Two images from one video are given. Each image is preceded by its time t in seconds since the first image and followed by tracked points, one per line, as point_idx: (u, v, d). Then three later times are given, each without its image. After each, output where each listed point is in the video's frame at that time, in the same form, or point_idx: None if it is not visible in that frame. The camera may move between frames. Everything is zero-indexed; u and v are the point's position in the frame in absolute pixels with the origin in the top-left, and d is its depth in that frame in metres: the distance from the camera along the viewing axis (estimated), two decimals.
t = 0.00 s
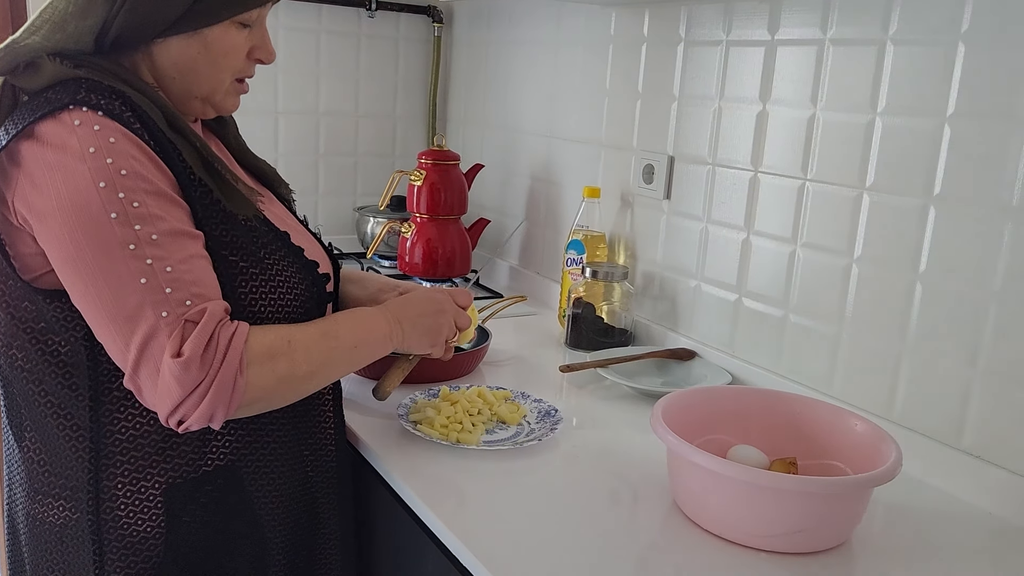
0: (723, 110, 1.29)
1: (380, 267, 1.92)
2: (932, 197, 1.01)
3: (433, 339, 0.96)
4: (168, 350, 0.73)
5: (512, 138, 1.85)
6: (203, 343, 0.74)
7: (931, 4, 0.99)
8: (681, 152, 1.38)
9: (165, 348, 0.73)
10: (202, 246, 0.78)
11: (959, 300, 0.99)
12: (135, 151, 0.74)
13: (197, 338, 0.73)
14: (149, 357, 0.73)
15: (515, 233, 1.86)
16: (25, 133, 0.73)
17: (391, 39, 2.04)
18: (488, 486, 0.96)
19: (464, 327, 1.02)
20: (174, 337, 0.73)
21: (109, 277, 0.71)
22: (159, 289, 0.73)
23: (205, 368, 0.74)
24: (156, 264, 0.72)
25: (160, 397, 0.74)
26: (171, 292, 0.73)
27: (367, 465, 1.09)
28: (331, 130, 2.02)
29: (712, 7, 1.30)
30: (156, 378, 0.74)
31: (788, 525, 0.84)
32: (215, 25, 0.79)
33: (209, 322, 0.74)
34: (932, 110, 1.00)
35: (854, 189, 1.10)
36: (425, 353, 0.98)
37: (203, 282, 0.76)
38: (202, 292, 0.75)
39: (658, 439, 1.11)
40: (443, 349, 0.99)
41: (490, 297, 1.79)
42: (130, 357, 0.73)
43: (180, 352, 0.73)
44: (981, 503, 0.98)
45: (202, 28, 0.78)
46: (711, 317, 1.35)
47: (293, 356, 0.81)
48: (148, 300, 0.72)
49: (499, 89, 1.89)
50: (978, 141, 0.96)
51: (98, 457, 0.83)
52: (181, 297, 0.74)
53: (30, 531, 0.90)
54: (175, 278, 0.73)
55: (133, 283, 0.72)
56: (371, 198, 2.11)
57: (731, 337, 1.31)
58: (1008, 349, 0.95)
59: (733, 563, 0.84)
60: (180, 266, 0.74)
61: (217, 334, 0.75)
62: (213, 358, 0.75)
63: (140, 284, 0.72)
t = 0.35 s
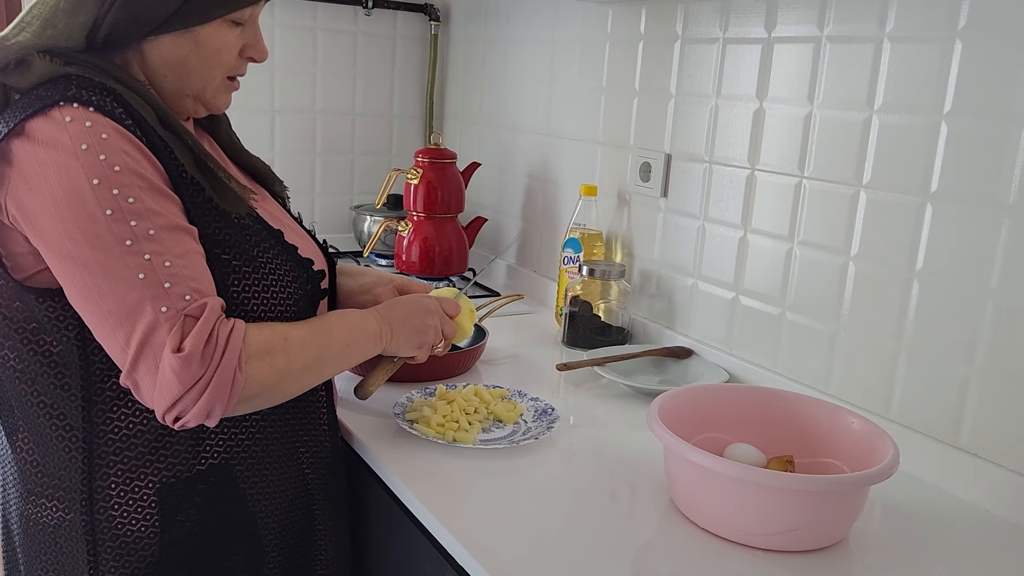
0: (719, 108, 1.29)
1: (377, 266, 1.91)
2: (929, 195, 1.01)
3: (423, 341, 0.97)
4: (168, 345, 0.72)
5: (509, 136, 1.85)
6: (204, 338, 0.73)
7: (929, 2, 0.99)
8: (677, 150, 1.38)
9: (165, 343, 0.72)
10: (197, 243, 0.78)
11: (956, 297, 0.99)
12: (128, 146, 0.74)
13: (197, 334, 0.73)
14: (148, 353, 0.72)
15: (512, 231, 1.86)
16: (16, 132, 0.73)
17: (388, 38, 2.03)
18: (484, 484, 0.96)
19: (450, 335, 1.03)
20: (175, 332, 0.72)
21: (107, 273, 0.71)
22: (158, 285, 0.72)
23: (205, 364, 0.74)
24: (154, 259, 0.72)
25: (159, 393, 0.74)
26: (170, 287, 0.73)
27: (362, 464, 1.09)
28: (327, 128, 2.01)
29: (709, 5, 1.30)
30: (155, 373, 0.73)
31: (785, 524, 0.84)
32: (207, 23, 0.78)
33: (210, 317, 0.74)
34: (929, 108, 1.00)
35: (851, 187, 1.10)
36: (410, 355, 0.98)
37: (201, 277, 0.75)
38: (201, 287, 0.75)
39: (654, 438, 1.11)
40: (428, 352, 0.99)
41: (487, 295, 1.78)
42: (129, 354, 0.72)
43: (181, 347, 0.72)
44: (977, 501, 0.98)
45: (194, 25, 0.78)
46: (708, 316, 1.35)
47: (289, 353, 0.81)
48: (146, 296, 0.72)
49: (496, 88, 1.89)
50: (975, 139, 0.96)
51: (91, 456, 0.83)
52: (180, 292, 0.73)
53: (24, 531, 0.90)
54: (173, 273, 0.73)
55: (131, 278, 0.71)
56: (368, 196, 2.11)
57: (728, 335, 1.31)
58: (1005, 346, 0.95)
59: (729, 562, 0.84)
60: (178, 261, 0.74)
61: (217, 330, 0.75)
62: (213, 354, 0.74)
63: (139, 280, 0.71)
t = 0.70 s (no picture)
0: (717, 106, 1.29)
1: (376, 265, 1.91)
2: (928, 193, 1.01)
3: (423, 350, 0.97)
4: (166, 347, 0.72)
5: (508, 136, 1.85)
6: (203, 341, 0.73)
7: None
8: (676, 149, 1.38)
9: (163, 345, 0.72)
10: (194, 244, 0.78)
11: (954, 296, 0.99)
12: (126, 147, 0.74)
13: (196, 336, 0.73)
14: (146, 354, 0.72)
15: (511, 231, 1.86)
16: (13, 132, 0.73)
17: (385, 37, 2.03)
18: (482, 483, 0.96)
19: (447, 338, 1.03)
20: (173, 334, 0.72)
21: (106, 274, 0.70)
22: (157, 287, 0.72)
23: (203, 365, 0.74)
24: (153, 260, 0.72)
25: (155, 394, 0.73)
26: (168, 289, 0.72)
27: (360, 464, 1.09)
28: (325, 127, 2.01)
29: (707, 3, 1.30)
30: (153, 375, 0.73)
31: (783, 523, 0.84)
32: (200, 20, 0.78)
33: (208, 319, 0.74)
34: (928, 106, 1.00)
35: (850, 185, 1.10)
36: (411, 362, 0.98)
37: (200, 278, 0.75)
38: (199, 289, 0.74)
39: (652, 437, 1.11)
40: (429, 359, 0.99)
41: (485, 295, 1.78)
42: (126, 355, 0.72)
43: (180, 349, 0.72)
44: (976, 500, 0.98)
45: (187, 24, 0.78)
46: (706, 315, 1.35)
47: (289, 360, 0.80)
48: (144, 298, 0.71)
49: (494, 87, 1.89)
50: (974, 137, 0.95)
51: (89, 457, 0.83)
52: (179, 293, 0.73)
53: (21, 532, 0.90)
54: (171, 274, 0.73)
55: (129, 280, 0.71)
56: (366, 196, 2.10)
57: (727, 335, 1.31)
58: (1003, 345, 0.95)
59: (727, 561, 0.84)
60: (176, 262, 0.73)
61: (217, 332, 0.75)
62: (212, 357, 0.74)
63: (137, 281, 0.71)
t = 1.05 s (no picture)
0: (717, 106, 1.29)
1: (376, 266, 1.91)
2: (927, 193, 1.01)
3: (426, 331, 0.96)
4: (162, 345, 0.72)
5: (507, 136, 1.84)
6: (197, 337, 0.73)
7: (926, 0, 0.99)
8: (675, 149, 1.38)
9: (159, 343, 0.72)
10: (193, 245, 0.78)
11: (953, 296, 0.99)
12: (122, 150, 0.74)
13: (190, 333, 0.73)
14: (143, 353, 0.72)
15: (511, 231, 1.86)
16: (11, 135, 0.73)
17: (385, 37, 2.03)
18: (481, 484, 0.96)
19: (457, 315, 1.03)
20: (168, 332, 0.72)
21: (101, 275, 0.70)
22: (152, 286, 0.72)
23: (199, 363, 0.74)
24: (149, 261, 0.72)
25: (155, 394, 0.74)
26: (164, 288, 0.72)
27: (360, 465, 1.09)
28: (325, 128, 2.01)
29: (706, 4, 1.30)
30: (152, 375, 0.73)
31: (782, 523, 0.84)
32: (194, 22, 0.78)
33: (203, 316, 0.74)
34: (927, 105, 1.00)
35: (849, 185, 1.10)
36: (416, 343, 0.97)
37: (194, 277, 0.75)
38: (195, 287, 0.75)
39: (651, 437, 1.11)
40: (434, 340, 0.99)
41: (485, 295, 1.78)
42: (125, 356, 0.72)
43: (175, 346, 0.72)
44: (976, 499, 0.98)
45: (182, 25, 0.78)
46: (706, 315, 1.35)
47: (292, 347, 0.80)
48: (140, 298, 0.71)
49: (493, 87, 1.89)
50: (973, 137, 0.95)
51: (90, 459, 0.83)
52: (174, 292, 0.73)
53: (23, 532, 0.90)
54: (167, 274, 0.73)
55: (124, 279, 0.71)
56: (366, 197, 2.11)
57: (727, 334, 1.31)
58: (1002, 345, 0.95)
59: (727, 562, 0.84)
60: (171, 262, 0.73)
61: (210, 329, 0.75)
62: (207, 351, 0.74)
63: (133, 280, 0.71)
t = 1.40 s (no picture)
0: (717, 108, 1.29)
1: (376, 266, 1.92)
2: (926, 194, 1.01)
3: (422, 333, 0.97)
4: (170, 335, 0.72)
5: (508, 137, 1.85)
6: (205, 327, 0.73)
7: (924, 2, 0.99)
8: (675, 150, 1.38)
9: (166, 335, 0.72)
10: (195, 245, 0.78)
11: (952, 297, 0.99)
12: (124, 149, 0.74)
13: (198, 323, 0.73)
14: (149, 348, 0.72)
15: (511, 232, 1.86)
16: (15, 136, 0.73)
17: (386, 38, 2.03)
18: (481, 485, 0.96)
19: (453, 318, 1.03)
20: (176, 324, 0.72)
21: (104, 272, 0.70)
22: (156, 280, 0.72)
23: (207, 352, 0.74)
24: (151, 255, 0.72)
25: (161, 389, 0.73)
26: (168, 282, 0.73)
27: (360, 466, 1.09)
28: (326, 129, 2.02)
29: (706, 5, 1.30)
30: (157, 370, 0.72)
31: (782, 523, 0.84)
32: (195, 26, 0.78)
33: (209, 308, 0.74)
34: (926, 107, 1.00)
35: (848, 186, 1.10)
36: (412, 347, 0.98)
37: (197, 272, 0.75)
38: (200, 283, 0.75)
39: (651, 438, 1.11)
40: (431, 340, 0.99)
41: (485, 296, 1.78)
42: (131, 350, 0.72)
43: (182, 336, 0.72)
44: (974, 500, 0.98)
45: (183, 29, 0.78)
46: (706, 316, 1.35)
47: (294, 345, 0.81)
48: (145, 291, 0.71)
49: (493, 88, 1.89)
50: (972, 139, 0.96)
51: (92, 459, 0.83)
52: (179, 286, 0.73)
53: (25, 533, 0.90)
54: (171, 268, 0.73)
55: (128, 274, 0.71)
56: (366, 197, 2.11)
57: (726, 335, 1.31)
58: (1001, 346, 0.95)
59: (726, 562, 0.84)
60: (175, 257, 0.74)
61: (217, 321, 0.75)
62: (215, 342, 0.74)
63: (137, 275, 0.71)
